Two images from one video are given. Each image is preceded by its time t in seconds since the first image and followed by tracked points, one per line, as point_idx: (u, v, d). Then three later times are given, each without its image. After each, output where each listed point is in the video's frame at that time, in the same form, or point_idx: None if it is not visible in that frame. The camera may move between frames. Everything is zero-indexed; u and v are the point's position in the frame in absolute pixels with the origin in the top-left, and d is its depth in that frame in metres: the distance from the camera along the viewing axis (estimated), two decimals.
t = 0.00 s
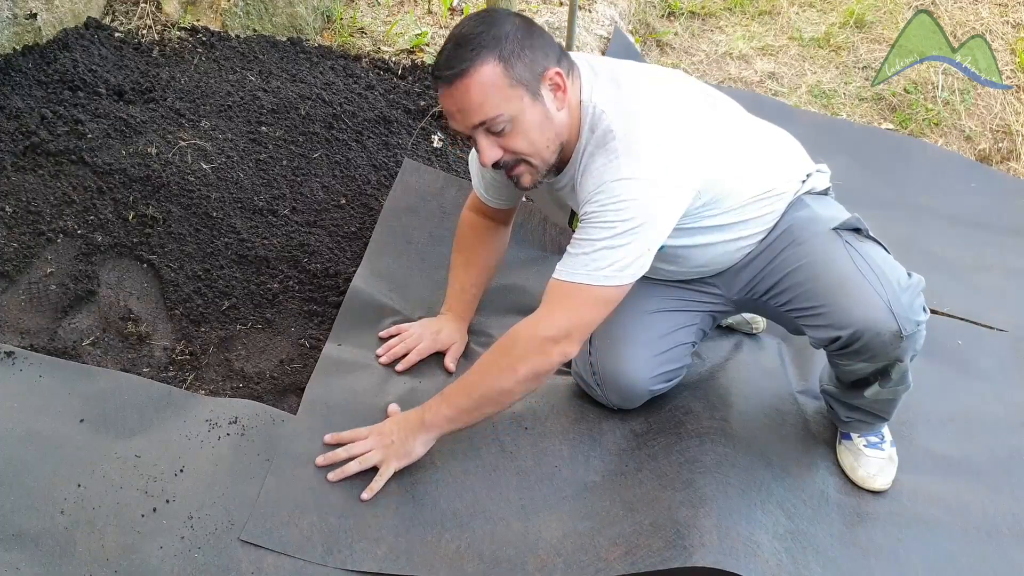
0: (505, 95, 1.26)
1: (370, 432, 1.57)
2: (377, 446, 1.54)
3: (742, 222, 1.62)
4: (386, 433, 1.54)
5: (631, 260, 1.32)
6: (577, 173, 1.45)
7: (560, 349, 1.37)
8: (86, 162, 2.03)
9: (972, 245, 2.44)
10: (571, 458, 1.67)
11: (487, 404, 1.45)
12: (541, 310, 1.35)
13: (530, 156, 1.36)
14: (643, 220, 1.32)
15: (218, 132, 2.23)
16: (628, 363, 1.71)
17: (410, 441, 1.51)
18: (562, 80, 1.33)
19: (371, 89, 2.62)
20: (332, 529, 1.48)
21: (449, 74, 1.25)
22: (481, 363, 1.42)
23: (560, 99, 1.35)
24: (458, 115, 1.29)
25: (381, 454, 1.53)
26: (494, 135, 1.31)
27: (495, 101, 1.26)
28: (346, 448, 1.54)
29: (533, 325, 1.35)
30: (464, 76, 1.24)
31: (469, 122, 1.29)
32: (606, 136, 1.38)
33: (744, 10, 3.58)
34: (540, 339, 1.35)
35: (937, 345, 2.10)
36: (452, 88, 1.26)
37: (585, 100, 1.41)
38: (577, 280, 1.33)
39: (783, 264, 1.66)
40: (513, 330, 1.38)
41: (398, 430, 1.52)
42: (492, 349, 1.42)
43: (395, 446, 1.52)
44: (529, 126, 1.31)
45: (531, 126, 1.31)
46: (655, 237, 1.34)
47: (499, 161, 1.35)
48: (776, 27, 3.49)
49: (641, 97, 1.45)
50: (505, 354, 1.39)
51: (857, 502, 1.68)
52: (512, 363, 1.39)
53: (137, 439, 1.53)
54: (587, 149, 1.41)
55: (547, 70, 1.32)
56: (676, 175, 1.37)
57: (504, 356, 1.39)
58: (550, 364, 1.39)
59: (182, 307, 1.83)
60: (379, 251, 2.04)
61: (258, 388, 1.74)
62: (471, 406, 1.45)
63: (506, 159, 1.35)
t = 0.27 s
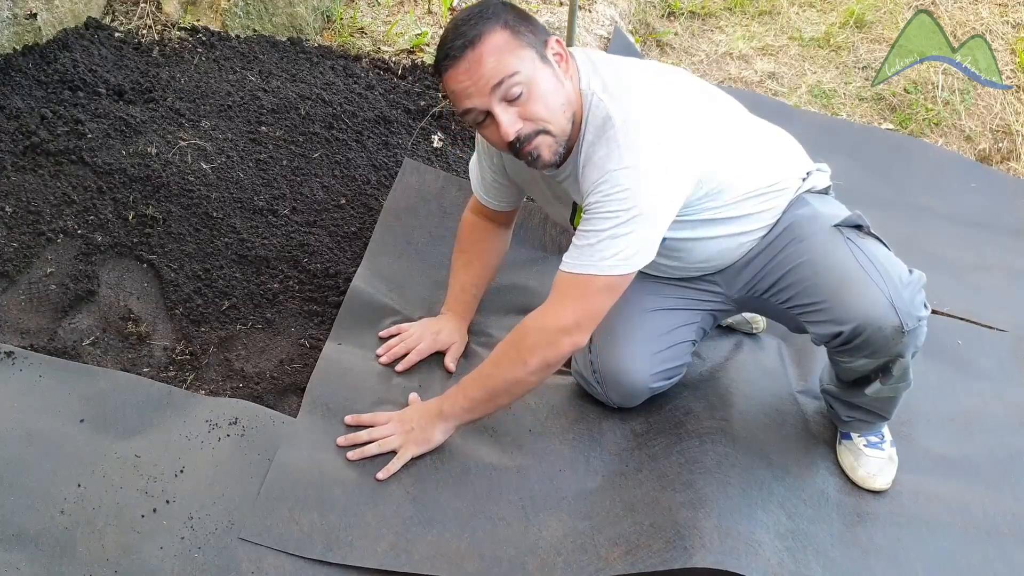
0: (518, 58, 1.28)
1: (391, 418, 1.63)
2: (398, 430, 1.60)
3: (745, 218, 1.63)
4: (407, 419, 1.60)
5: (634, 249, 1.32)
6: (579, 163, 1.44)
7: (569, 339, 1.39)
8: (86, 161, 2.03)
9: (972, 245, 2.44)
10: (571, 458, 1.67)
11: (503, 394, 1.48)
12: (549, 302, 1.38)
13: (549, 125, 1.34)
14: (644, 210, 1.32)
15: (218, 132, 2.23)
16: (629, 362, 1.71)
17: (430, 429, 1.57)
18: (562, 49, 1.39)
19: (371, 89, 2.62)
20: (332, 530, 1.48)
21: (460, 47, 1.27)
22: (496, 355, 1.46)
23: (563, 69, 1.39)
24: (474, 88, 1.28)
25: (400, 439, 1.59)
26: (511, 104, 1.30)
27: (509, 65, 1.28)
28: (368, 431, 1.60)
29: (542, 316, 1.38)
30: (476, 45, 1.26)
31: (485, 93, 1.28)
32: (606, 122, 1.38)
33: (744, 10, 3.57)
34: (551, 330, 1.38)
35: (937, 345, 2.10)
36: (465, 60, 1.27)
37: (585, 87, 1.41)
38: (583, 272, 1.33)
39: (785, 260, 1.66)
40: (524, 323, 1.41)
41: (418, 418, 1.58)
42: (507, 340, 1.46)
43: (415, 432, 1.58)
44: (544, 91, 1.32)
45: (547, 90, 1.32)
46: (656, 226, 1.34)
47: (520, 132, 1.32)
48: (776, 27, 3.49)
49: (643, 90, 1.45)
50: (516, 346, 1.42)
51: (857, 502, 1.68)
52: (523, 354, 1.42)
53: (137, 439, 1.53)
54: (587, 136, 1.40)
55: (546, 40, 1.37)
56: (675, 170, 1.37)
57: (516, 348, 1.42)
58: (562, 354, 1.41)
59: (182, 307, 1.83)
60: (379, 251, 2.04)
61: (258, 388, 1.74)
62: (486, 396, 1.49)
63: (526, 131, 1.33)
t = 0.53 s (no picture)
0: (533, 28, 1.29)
1: (396, 413, 1.62)
2: (404, 425, 1.59)
3: (744, 211, 1.64)
4: (412, 413, 1.58)
5: (634, 232, 1.32)
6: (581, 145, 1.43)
7: (569, 318, 1.39)
8: (86, 162, 2.03)
9: (972, 245, 2.44)
10: (571, 458, 1.67)
11: (504, 380, 1.47)
12: (547, 280, 1.37)
13: (562, 94, 1.33)
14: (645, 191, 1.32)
15: (218, 132, 2.23)
16: (628, 361, 1.71)
17: (434, 422, 1.56)
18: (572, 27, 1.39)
19: (371, 89, 2.62)
20: (332, 530, 1.48)
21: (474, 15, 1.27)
22: (495, 341, 1.45)
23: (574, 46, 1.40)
24: (488, 56, 1.28)
25: (406, 434, 1.58)
26: (525, 71, 1.30)
27: (524, 32, 1.28)
28: (373, 428, 1.60)
29: (541, 295, 1.37)
30: (490, 14, 1.27)
31: (499, 61, 1.28)
32: (611, 103, 1.36)
33: (744, 10, 3.57)
34: (549, 308, 1.37)
35: (937, 345, 2.10)
36: (480, 26, 1.27)
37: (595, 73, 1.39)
38: (581, 250, 1.33)
39: (786, 251, 1.66)
40: (522, 303, 1.41)
41: (422, 411, 1.57)
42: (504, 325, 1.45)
43: (420, 427, 1.57)
44: (557, 60, 1.32)
45: (560, 60, 1.32)
46: (654, 210, 1.34)
47: (533, 100, 1.31)
48: (776, 27, 3.49)
49: (645, 76, 1.44)
50: (515, 327, 1.41)
51: (857, 503, 1.68)
52: (522, 335, 1.41)
53: (137, 439, 1.53)
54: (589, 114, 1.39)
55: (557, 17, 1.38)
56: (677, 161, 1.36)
57: (515, 329, 1.41)
58: (560, 332, 1.40)
59: (182, 307, 1.84)
60: (379, 251, 2.04)
61: (258, 388, 1.74)
62: (490, 382, 1.47)
63: (540, 99, 1.31)
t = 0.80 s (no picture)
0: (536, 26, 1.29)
1: (426, 428, 1.61)
2: (437, 440, 1.58)
3: (745, 211, 1.63)
4: (445, 428, 1.58)
5: (649, 228, 1.32)
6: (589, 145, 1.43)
7: (597, 318, 1.38)
8: (86, 161, 2.03)
9: (973, 245, 2.44)
10: (571, 458, 1.67)
11: (534, 386, 1.47)
12: (574, 283, 1.36)
13: (567, 89, 1.33)
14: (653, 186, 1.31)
15: (218, 132, 2.23)
16: (629, 362, 1.71)
17: (469, 434, 1.56)
18: (574, 23, 1.40)
19: (371, 89, 2.62)
20: (332, 530, 1.48)
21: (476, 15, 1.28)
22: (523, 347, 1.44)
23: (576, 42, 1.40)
24: (492, 54, 1.28)
25: (443, 448, 1.57)
26: (529, 67, 1.30)
27: (527, 29, 1.29)
28: (406, 445, 1.58)
29: (569, 298, 1.37)
30: (492, 13, 1.28)
31: (502, 58, 1.28)
32: (619, 101, 1.36)
33: (744, 10, 3.57)
34: (575, 312, 1.36)
35: (937, 345, 2.10)
36: (483, 25, 1.27)
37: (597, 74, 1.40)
38: (608, 251, 1.32)
39: (789, 251, 1.66)
40: (548, 309, 1.40)
41: (455, 425, 1.56)
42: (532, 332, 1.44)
43: (456, 440, 1.57)
44: (560, 56, 1.32)
45: (563, 56, 1.33)
46: (666, 206, 1.33)
47: (539, 96, 1.31)
48: (776, 27, 3.49)
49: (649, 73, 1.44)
50: (543, 332, 1.41)
51: (857, 502, 1.68)
52: (550, 339, 1.40)
53: (137, 439, 1.53)
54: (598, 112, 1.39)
55: (559, 14, 1.38)
56: (682, 158, 1.36)
57: (543, 334, 1.41)
58: (588, 334, 1.40)
59: (182, 307, 1.83)
60: (379, 252, 2.04)
61: (258, 388, 1.74)
62: (521, 389, 1.46)
63: (545, 95, 1.32)
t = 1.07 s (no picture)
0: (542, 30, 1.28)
1: (426, 429, 1.62)
2: (435, 441, 1.59)
3: (749, 214, 1.63)
4: (443, 429, 1.58)
5: (655, 230, 1.32)
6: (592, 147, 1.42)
7: (596, 322, 1.39)
8: (86, 162, 2.03)
9: (973, 245, 2.44)
10: (571, 458, 1.67)
11: (534, 388, 1.47)
12: (573, 287, 1.37)
13: (572, 93, 1.34)
14: (658, 189, 1.31)
15: (218, 132, 2.23)
16: (629, 362, 1.71)
17: (468, 435, 1.56)
18: (579, 25, 1.40)
19: (371, 89, 2.62)
20: (332, 530, 1.48)
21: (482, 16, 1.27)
22: (521, 351, 1.45)
23: (580, 44, 1.40)
24: (498, 57, 1.28)
25: (441, 449, 1.58)
26: (533, 70, 1.30)
27: (533, 32, 1.28)
28: (405, 444, 1.59)
29: (567, 302, 1.37)
30: (499, 15, 1.27)
31: (507, 62, 1.28)
32: (622, 103, 1.36)
33: (744, 10, 3.57)
34: (575, 315, 1.37)
35: (937, 345, 2.10)
36: (488, 27, 1.27)
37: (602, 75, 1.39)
38: (607, 255, 1.33)
39: (789, 253, 1.66)
40: (547, 312, 1.40)
41: (454, 426, 1.57)
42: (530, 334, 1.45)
43: (455, 441, 1.57)
44: (565, 59, 1.32)
45: (568, 58, 1.33)
46: (670, 208, 1.33)
47: (543, 100, 1.31)
48: (776, 27, 3.49)
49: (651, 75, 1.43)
50: (542, 335, 1.41)
51: (857, 502, 1.68)
52: (550, 342, 1.40)
53: (137, 438, 1.53)
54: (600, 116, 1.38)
55: (564, 15, 1.38)
56: (687, 158, 1.36)
57: (542, 338, 1.41)
58: (587, 337, 1.40)
59: (182, 307, 1.83)
60: (379, 252, 2.04)
61: (258, 388, 1.74)
62: (521, 392, 1.47)
63: (549, 100, 1.32)
